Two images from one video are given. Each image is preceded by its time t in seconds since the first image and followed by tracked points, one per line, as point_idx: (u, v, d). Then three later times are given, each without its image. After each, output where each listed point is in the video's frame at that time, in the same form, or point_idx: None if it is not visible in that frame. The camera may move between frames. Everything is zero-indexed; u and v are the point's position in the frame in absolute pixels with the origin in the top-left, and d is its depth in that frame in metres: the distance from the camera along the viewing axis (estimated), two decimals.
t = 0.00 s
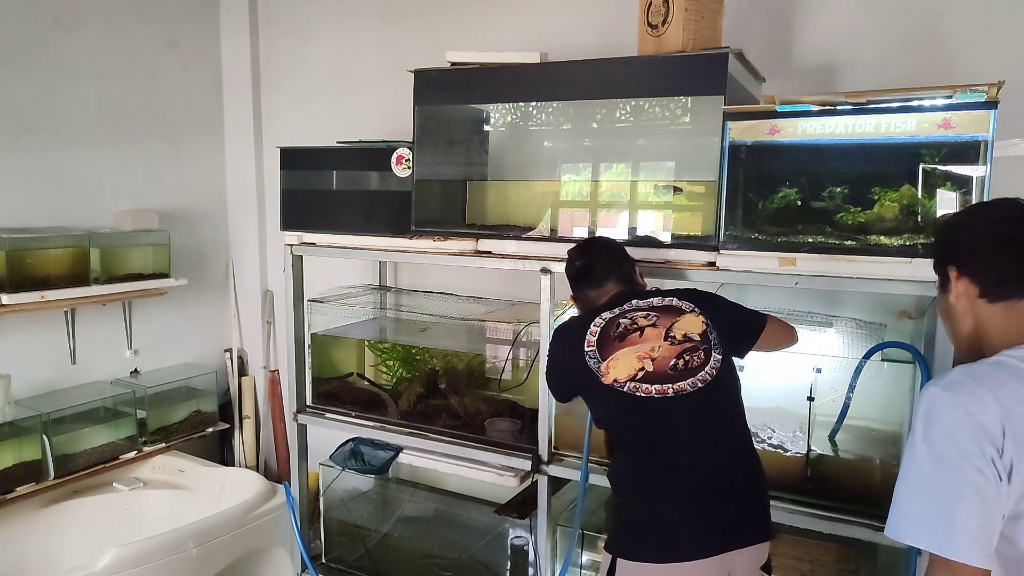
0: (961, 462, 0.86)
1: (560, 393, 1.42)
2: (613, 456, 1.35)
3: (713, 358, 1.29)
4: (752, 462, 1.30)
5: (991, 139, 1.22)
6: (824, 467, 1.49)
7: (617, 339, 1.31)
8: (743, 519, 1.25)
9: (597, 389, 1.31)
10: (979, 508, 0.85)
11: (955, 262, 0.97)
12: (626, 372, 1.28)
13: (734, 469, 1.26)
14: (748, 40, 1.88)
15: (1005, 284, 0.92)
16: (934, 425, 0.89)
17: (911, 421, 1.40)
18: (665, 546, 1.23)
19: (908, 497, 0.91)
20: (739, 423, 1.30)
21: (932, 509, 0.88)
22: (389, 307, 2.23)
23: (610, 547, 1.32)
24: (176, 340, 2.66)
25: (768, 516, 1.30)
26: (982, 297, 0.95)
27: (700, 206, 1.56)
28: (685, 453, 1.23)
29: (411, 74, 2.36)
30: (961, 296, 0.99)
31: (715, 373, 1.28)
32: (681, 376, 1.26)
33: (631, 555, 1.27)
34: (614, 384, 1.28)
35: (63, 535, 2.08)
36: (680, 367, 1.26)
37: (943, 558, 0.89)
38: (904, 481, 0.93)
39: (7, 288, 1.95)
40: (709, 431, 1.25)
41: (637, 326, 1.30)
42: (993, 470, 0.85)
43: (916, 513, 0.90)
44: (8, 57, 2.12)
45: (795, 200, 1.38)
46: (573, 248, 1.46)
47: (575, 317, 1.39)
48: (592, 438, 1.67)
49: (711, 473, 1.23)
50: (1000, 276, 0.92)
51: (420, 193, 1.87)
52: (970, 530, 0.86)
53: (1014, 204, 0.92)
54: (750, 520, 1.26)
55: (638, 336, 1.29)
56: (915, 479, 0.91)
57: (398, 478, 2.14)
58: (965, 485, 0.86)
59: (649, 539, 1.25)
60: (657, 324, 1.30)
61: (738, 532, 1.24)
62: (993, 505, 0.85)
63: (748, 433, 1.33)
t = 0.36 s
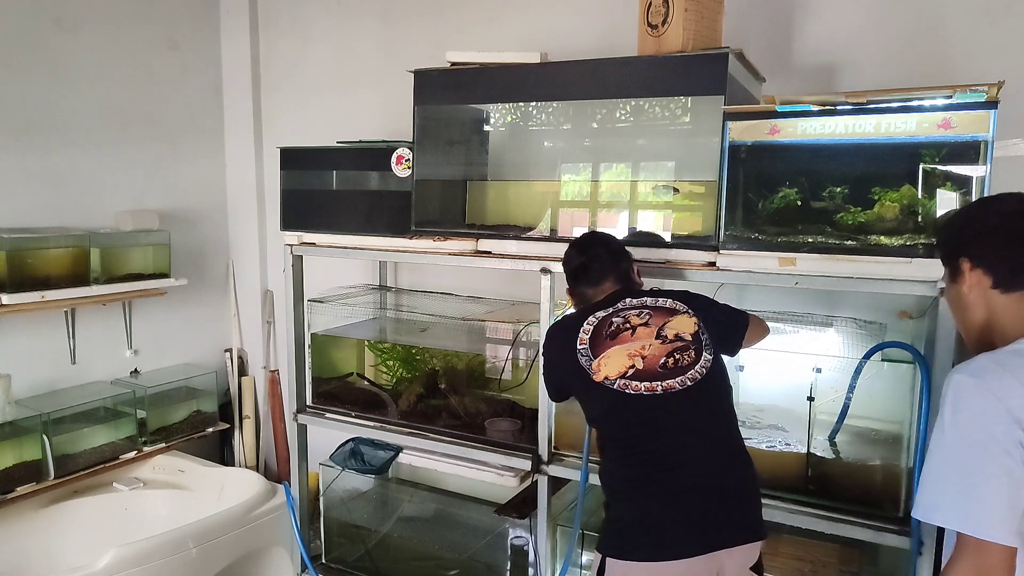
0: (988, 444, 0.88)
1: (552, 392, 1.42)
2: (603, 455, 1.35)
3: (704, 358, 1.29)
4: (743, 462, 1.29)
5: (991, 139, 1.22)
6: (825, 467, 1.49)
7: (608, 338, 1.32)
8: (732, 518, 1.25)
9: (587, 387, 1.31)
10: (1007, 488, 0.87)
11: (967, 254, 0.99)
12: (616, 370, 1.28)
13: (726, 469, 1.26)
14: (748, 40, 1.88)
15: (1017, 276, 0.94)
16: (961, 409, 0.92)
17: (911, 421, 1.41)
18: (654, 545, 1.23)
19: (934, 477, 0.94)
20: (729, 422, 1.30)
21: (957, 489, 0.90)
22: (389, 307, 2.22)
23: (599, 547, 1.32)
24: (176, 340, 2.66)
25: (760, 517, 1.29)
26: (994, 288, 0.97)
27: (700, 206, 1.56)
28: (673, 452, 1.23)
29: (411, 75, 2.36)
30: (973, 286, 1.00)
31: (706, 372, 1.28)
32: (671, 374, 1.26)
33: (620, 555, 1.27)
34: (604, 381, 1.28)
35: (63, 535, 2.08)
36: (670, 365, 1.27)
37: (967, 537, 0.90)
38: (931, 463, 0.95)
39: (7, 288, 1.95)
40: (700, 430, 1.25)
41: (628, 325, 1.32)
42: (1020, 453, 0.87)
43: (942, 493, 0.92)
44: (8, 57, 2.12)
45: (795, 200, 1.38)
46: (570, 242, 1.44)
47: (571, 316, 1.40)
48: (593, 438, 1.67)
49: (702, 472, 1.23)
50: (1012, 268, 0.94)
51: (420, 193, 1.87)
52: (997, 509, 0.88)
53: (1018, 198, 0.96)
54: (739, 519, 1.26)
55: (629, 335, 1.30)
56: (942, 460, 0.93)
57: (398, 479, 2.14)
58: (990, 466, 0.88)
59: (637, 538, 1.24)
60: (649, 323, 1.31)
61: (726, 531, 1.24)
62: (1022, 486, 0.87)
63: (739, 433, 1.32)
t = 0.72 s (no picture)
0: None
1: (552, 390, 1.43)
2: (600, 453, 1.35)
3: (704, 357, 1.31)
4: (741, 461, 1.29)
5: (991, 139, 1.22)
6: (825, 467, 1.49)
7: (611, 334, 1.32)
8: (728, 517, 1.25)
9: (587, 384, 1.31)
10: None
11: (981, 254, 1.00)
12: (619, 365, 1.29)
13: (721, 467, 1.25)
14: (748, 40, 1.88)
15: None
16: (997, 409, 0.91)
17: (911, 421, 1.41)
18: (649, 543, 1.23)
19: (969, 478, 0.93)
20: (726, 421, 1.30)
21: (997, 489, 0.90)
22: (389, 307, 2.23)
23: (596, 545, 1.32)
24: (176, 340, 2.66)
25: (757, 516, 1.29)
26: (1007, 286, 0.98)
27: (700, 206, 1.56)
28: (669, 451, 1.23)
29: (411, 75, 2.36)
30: (986, 284, 1.01)
31: (706, 371, 1.30)
32: (672, 371, 1.27)
33: (615, 552, 1.27)
34: (607, 375, 1.29)
35: (63, 535, 2.08)
36: (672, 362, 1.28)
37: (1007, 537, 0.90)
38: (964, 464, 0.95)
39: (7, 288, 1.95)
40: (694, 429, 1.25)
41: (632, 323, 1.32)
42: None
43: (980, 494, 0.92)
44: (8, 57, 2.12)
45: (795, 200, 1.38)
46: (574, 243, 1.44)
47: (572, 315, 1.40)
48: (593, 438, 1.67)
49: (697, 471, 1.23)
50: None
51: (420, 193, 1.87)
52: None
53: None
54: (735, 518, 1.26)
55: (632, 332, 1.31)
56: (977, 461, 0.93)
57: (397, 478, 2.14)
58: None
59: (633, 535, 1.24)
60: (651, 323, 1.33)
61: (722, 530, 1.24)
62: None
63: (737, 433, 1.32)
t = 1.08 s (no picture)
0: None
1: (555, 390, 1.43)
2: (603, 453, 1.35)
3: (707, 356, 1.31)
4: (743, 460, 1.29)
5: (991, 139, 1.22)
6: (825, 467, 1.49)
7: (617, 334, 1.32)
8: (731, 515, 1.25)
9: (592, 383, 1.31)
10: None
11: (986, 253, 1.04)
12: (625, 364, 1.28)
13: (722, 467, 1.25)
14: (748, 40, 1.88)
15: None
16: None
17: (911, 421, 1.41)
18: (653, 542, 1.23)
19: (990, 477, 0.97)
20: (729, 420, 1.30)
21: None
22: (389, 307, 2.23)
23: (600, 544, 1.32)
24: (176, 340, 2.66)
25: (758, 517, 1.29)
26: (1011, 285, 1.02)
27: (700, 206, 1.56)
28: (673, 450, 1.23)
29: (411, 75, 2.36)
30: (991, 283, 1.05)
31: (710, 370, 1.30)
32: (677, 370, 1.27)
33: (619, 552, 1.27)
34: (613, 375, 1.28)
35: (63, 535, 2.08)
36: (677, 361, 1.28)
37: None
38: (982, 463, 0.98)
39: (7, 288, 1.95)
40: (697, 428, 1.25)
41: (636, 323, 1.32)
42: None
43: (1006, 493, 0.96)
44: (8, 57, 2.12)
45: (795, 199, 1.38)
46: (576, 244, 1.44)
47: (575, 315, 1.39)
48: (593, 438, 1.67)
49: (698, 470, 1.23)
50: None
51: (420, 193, 1.87)
52: None
53: None
54: (739, 516, 1.26)
55: (636, 331, 1.31)
56: (999, 460, 0.97)
57: (397, 478, 2.14)
58: None
59: (636, 535, 1.24)
60: (655, 322, 1.33)
61: (725, 528, 1.24)
62: None
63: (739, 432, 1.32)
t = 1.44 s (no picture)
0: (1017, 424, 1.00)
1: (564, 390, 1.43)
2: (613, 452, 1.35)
3: (715, 356, 1.31)
4: (753, 457, 1.30)
5: (991, 139, 1.22)
6: (826, 467, 1.50)
7: (626, 335, 1.32)
8: (742, 513, 1.25)
9: (602, 384, 1.31)
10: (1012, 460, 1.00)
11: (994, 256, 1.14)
12: (636, 365, 1.28)
13: (731, 466, 1.25)
14: (748, 40, 1.88)
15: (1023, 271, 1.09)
16: (990, 393, 1.03)
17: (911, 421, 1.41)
18: (665, 539, 1.23)
19: (960, 458, 1.06)
20: (737, 418, 1.30)
21: (985, 467, 1.02)
22: (389, 307, 2.23)
23: (610, 543, 1.31)
24: (176, 340, 2.66)
25: (768, 518, 1.29)
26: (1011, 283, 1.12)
27: (700, 207, 1.56)
28: (684, 448, 1.24)
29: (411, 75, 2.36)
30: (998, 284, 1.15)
31: (718, 369, 1.30)
32: (687, 369, 1.27)
33: (630, 550, 1.27)
34: (624, 376, 1.28)
35: (63, 535, 2.08)
36: (686, 361, 1.29)
37: (987, 508, 1.03)
38: (950, 442, 1.09)
39: (7, 288, 1.95)
40: (708, 425, 1.25)
41: (644, 323, 1.32)
42: None
43: (967, 470, 1.05)
44: (9, 57, 2.12)
45: (795, 200, 1.38)
46: (580, 246, 1.44)
47: (583, 317, 1.39)
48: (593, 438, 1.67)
49: (703, 471, 1.23)
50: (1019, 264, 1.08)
51: (420, 193, 1.87)
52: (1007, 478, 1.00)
53: None
54: (750, 513, 1.26)
55: (645, 332, 1.31)
56: (971, 443, 1.05)
57: (397, 478, 2.14)
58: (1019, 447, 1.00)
59: (648, 533, 1.24)
60: (662, 323, 1.33)
61: (737, 525, 1.24)
62: None
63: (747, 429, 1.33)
